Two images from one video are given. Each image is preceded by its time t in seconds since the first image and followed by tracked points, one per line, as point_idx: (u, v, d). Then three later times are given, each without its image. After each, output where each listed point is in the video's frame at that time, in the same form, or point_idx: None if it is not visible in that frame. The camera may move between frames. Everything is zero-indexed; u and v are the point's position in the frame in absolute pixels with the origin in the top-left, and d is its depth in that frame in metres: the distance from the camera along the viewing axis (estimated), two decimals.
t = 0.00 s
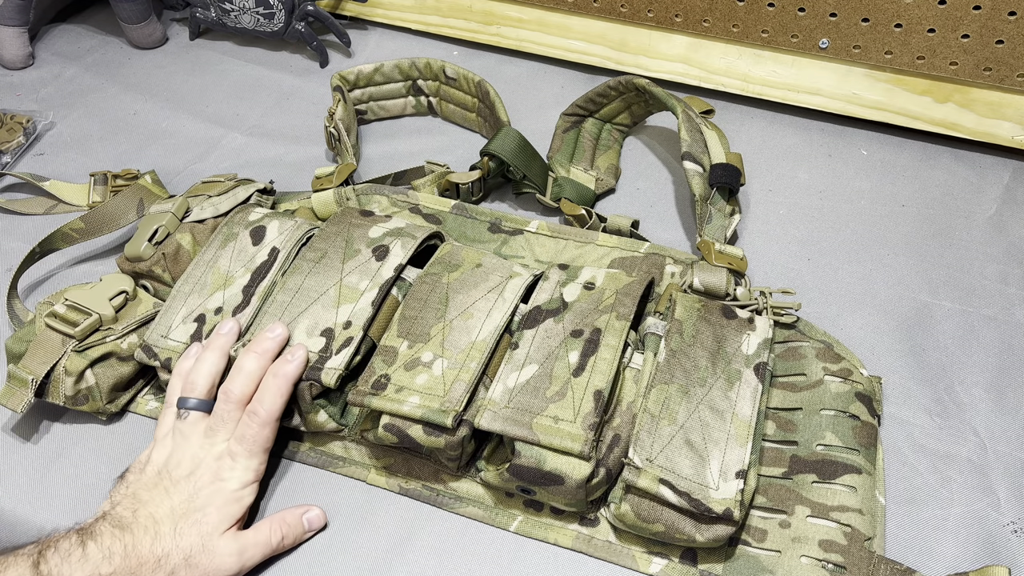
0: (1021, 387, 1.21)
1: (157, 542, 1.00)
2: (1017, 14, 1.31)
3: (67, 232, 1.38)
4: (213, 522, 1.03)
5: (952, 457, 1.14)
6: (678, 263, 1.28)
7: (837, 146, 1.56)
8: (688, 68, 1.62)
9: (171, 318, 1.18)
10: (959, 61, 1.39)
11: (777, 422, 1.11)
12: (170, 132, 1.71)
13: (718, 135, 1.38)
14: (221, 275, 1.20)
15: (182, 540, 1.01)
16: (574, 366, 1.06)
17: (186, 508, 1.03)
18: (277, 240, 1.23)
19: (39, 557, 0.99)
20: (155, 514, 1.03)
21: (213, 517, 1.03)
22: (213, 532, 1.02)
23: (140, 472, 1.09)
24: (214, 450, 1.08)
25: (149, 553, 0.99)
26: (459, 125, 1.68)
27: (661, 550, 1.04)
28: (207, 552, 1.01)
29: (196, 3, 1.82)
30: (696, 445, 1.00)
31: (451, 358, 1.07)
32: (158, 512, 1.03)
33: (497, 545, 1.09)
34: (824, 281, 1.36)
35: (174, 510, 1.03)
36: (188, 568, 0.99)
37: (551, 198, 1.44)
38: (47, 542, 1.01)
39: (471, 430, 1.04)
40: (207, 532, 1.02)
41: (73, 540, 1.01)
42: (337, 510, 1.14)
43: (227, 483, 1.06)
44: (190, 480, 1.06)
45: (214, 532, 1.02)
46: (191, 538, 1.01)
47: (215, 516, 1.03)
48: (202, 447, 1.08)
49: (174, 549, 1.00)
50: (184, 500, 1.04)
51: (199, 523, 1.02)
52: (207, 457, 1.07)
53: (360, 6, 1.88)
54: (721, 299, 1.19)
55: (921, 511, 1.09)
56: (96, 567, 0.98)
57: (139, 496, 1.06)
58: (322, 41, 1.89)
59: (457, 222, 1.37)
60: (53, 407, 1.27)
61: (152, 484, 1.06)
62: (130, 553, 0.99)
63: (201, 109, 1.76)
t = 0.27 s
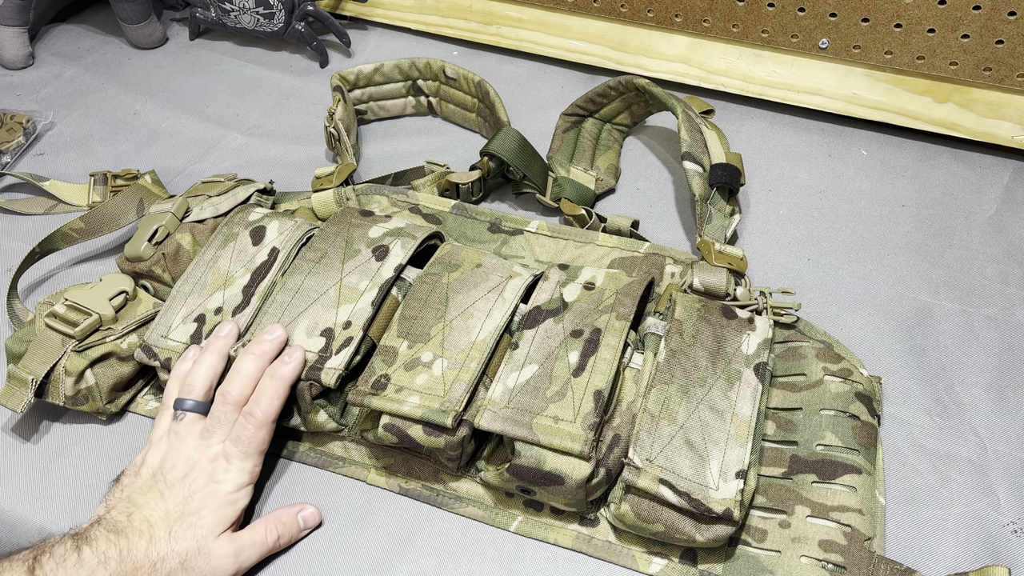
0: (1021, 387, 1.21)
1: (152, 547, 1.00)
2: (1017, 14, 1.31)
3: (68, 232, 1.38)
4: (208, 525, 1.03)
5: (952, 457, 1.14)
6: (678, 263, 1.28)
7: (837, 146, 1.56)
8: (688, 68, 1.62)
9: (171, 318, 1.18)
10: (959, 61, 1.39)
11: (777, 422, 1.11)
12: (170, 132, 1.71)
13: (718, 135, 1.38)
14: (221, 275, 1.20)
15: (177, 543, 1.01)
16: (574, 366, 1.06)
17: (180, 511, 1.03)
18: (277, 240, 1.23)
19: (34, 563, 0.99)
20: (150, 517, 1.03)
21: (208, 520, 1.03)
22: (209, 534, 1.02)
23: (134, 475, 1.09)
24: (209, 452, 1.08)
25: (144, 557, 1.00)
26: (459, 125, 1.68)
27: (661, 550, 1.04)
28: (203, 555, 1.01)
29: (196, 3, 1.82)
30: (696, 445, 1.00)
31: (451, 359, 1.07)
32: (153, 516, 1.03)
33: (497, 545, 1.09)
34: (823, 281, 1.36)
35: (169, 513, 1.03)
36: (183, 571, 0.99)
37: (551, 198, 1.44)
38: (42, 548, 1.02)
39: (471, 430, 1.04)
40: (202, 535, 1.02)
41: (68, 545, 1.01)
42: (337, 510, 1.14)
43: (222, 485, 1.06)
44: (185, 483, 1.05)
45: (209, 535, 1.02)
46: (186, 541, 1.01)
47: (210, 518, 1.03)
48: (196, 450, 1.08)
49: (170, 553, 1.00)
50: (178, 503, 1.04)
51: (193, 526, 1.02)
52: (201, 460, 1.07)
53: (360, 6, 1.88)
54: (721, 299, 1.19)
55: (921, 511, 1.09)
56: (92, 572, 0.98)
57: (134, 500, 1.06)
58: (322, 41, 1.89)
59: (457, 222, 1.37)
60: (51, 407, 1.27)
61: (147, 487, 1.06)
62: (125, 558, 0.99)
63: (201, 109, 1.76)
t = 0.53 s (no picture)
0: (1021, 387, 1.21)
1: (150, 548, 1.00)
2: (1017, 14, 1.31)
3: (67, 232, 1.38)
4: (206, 526, 1.03)
5: (952, 457, 1.14)
6: (678, 263, 1.28)
7: (837, 146, 1.56)
8: (688, 68, 1.62)
9: (171, 318, 1.18)
10: (959, 61, 1.39)
11: (777, 422, 1.11)
12: (170, 132, 1.71)
13: (718, 135, 1.38)
14: (221, 275, 1.20)
15: (176, 544, 1.01)
16: (574, 366, 1.06)
17: (179, 512, 1.03)
18: (277, 240, 1.23)
19: (33, 563, 1.00)
20: (149, 519, 1.03)
21: (206, 521, 1.03)
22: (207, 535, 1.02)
23: (133, 476, 1.09)
24: (208, 453, 1.08)
25: (142, 558, 1.00)
26: (459, 125, 1.68)
27: (661, 550, 1.04)
28: (201, 556, 1.01)
29: (196, 3, 1.82)
30: (696, 445, 1.00)
31: (451, 359, 1.07)
32: (151, 517, 1.03)
33: (497, 545, 1.09)
34: (823, 281, 1.36)
35: (167, 514, 1.03)
36: (182, 573, 0.99)
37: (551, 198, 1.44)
38: (41, 549, 1.03)
39: (471, 430, 1.04)
40: (200, 536, 1.02)
41: (67, 547, 1.01)
42: (337, 510, 1.14)
43: (220, 486, 1.06)
44: (183, 484, 1.06)
45: (207, 535, 1.02)
46: (184, 542, 1.01)
47: (208, 519, 1.03)
48: (195, 451, 1.08)
49: (168, 554, 1.00)
50: (177, 505, 1.04)
51: (191, 527, 1.02)
52: (200, 461, 1.07)
53: (360, 6, 1.88)
54: (721, 299, 1.19)
55: (921, 511, 1.09)
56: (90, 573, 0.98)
57: (133, 501, 1.06)
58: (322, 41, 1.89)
59: (457, 222, 1.37)
60: (51, 407, 1.27)
61: (145, 488, 1.07)
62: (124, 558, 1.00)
63: (201, 109, 1.76)
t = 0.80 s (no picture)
0: (1021, 387, 1.21)
1: (150, 548, 1.00)
2: (1017, 14, 1.31)
3: (67, 232, 1.38)
4: (206, 526, 1.03)
5: (952, 457, 1.14)
6: (678, 263, 1.28)
7: (837, 146, 1.56)
8: (688, 68, 1.62)
9: (171, 318, 1.18)
10: (959, 61, 1.39)
11: (777, 422, 1.11)
12: (170, 132, 1.71)
13: (718, 135, 1.38)
14: (221, 275, 1.20)
15: (176, 543, 1.01)
16: (574, 366, 1.06)
17: (179, 512, 1.03)
18: (277, 240, 1.23)
19: (33, 564, 1.00)
20: (149, 519, 1.03)
21: (205, 521, 1.03)
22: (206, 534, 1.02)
23: (133, 476, 1.09)
24: (208, 453, 1.08)
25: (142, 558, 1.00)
26: (459, 125, 1.68)
27: (661, 550, 1.04)
28: (201, 556, 1.01)
29: (196, 3, 1.82)
30: (696, 445, 1.00)
31: (451, 359, 1.07)
32: (151, 517, 1.03)
33: (497, 545, 1.09)
34: (823, 281, 1.36)
35: (167, 514, 1.03)
36: (182, 572, 0.99)
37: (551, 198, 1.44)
38: (41, 550, 1.02)
39: (471, 430, 1.04)
40: (199, 535, 1.02)
41: (67, 547, 1.01)
42: (337, 510, 1.14)
43: (220, 486, 1.06)
44: (183, 484, 1.05)
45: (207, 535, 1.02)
46: (183, 542, 1.01)
47: (208, 519, 1.03)
48: (195, 450, 1.08)
49: (168, 554, 1.00)
50: (176, 504, 1.04)
51: (191, 527, 1.02)
52: (200, 461, 1.07)
53: (360, 6, 1.88)
54: (721, 299, 1.19)
55: (921, 511, 1.09)
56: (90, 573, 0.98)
57: (133, 501, 1.06)
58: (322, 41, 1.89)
59: (457, 222, 1.37)
60: (50, 407, 1.27)
61: (145, 488, 1.07)
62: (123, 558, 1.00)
63: (201, 109, 1.76)
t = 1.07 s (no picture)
0: (1021, 387, 1.21)
1: (149, 548, 1.00)
2: (1017, 14, 1.31)
3: (67, 232, 1.38)
4: (204, 525, 1.02)
5: (952, 457, 1.14)
6: (678, 263, 1.28)
7: (837, 146, 1.56)
8: (688, 68, 1.62)
9: (171, 318, 1.18)
10: (959, 61, 1.39)
11: (777, 422, 1.11)
12: (170, 132, 1.71)
13: (718, 135, 1.38)
14: (221, 275, 1.20)
15: (175, 543, 1.01)
16: (574, 366, 1.06)
17: (178, 512, 1.03)
18: (277, 240, 1.23)
19: (33, 564, 1.00)
20: (148, 518, 1.03)
21: (204, 520, 1.03)
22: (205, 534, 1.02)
23: (133, 476, 1.09)
24: (207, 452, 1.08)
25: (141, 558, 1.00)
26: (459, 125, 1.68)
27: (661, 550, 1.04)
28: (200, 555, 1.01)
29: (196, 3, 1.82)
30: (695, 444, 1.00)
31: (451, 359, 1.07)
32: (150, 517, 1.03)
33: (496, 545, 1.09)
34: (824, 281, 1.36)
35: (166, 514, 1.03)
36: (180, 572, 0.99)
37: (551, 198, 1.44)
38: (39, 550, 1.03)
39: (471, 430, 1.04)
40: (198, 535, 1.02)
41: (67, 547, 1.02)
42: (337, 510, 1.14)
43: (219, 485, 1.06)
44: (182, 484, 1.05)
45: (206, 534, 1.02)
46: (182, 542, 1.01)
47: (207, 518, 1.03)
48: (194, 450, 1.08)
49: (167, 554, 1.00)
50: (176, 504, 1.04)
51: (190, 527, 1.02)
52: (199, 460, 1.07)
53: (361, 7, 1.88)
54: (721, 299, 1.19)
55: (921, 511, 1.09)
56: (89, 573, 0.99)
57: (133, 501, 1.06)
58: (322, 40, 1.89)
59: (457, 222, 1.37)
60: (50, 408, 1.27)
61: (144, 488, 1.07)
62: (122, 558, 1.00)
63: (201, 109, 1.76)
